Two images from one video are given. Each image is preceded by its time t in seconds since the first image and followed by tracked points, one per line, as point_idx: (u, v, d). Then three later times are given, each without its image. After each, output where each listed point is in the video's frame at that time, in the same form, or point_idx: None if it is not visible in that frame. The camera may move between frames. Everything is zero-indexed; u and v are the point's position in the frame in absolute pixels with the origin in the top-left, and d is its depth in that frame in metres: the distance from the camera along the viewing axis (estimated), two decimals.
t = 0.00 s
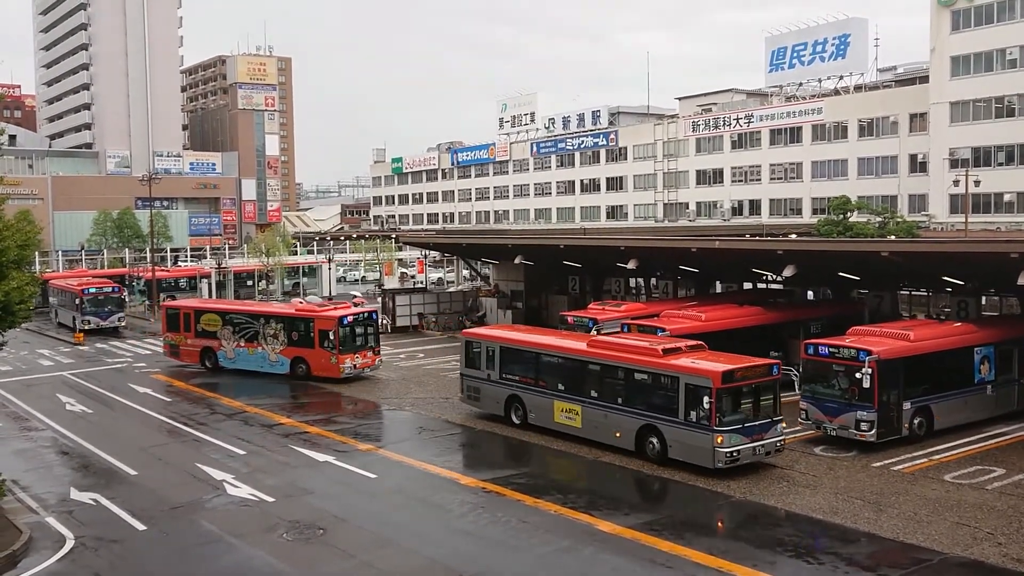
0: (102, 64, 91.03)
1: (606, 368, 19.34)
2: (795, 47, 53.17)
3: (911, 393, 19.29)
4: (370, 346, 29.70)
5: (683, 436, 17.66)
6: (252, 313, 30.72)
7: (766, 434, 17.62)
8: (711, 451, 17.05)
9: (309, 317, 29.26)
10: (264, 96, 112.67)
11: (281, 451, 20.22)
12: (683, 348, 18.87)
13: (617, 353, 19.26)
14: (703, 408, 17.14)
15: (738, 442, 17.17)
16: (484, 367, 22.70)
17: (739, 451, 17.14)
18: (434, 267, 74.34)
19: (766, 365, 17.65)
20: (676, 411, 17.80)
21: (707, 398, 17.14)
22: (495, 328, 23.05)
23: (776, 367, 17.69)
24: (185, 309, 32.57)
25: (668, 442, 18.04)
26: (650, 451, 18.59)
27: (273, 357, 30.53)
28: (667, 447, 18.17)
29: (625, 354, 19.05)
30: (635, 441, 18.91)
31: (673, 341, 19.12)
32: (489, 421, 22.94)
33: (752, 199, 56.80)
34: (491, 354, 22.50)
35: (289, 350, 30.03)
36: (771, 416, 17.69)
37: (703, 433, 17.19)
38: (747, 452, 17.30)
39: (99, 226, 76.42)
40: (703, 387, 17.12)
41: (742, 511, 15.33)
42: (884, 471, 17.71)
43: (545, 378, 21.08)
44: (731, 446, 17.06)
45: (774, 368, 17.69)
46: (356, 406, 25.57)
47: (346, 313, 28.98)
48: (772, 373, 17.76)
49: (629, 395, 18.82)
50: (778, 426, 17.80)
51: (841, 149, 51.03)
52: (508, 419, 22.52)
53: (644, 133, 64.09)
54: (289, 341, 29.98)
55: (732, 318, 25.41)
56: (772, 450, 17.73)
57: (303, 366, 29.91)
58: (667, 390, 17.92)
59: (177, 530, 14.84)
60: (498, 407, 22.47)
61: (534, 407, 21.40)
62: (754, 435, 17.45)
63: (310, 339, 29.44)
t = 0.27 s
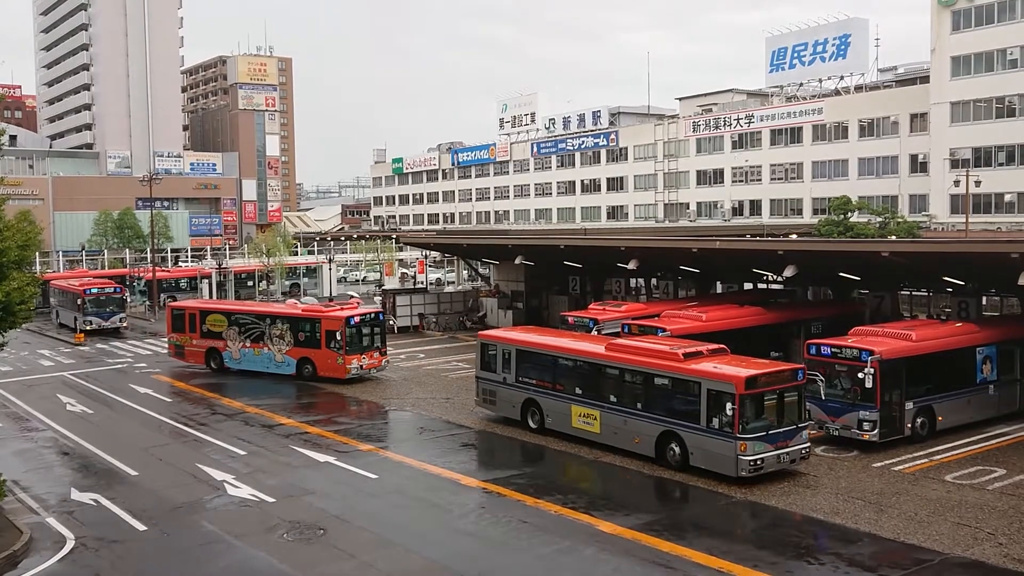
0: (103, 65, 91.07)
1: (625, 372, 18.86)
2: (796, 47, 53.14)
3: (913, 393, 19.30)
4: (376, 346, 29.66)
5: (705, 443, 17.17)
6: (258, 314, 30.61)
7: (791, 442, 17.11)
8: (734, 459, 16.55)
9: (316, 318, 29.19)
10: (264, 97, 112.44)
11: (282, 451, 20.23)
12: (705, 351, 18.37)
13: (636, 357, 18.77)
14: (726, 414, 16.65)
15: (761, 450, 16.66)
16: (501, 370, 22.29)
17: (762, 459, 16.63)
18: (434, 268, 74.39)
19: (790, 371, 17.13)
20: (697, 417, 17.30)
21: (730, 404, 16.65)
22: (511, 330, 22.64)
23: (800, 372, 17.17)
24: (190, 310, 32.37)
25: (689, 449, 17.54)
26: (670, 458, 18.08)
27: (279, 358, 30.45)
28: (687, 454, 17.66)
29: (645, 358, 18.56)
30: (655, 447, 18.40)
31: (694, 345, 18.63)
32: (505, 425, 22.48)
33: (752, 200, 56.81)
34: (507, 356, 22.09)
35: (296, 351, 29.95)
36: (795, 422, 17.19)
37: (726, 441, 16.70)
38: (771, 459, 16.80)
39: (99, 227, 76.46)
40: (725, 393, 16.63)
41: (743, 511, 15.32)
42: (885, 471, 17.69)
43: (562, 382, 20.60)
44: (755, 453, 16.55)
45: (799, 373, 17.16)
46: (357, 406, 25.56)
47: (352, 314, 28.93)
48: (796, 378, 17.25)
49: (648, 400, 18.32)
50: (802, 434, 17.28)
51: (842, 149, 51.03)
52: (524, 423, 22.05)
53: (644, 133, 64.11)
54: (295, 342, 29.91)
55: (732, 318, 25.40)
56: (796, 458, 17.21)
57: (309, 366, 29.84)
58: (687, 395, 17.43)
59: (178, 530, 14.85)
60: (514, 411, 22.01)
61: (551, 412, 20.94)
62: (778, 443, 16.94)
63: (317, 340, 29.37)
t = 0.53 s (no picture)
0: (104, 66, 91.19)
1: (645, 378, 18.34)
2: (798, 48, 53.16)
3: (915, 394, 19.29)
4: (383, 348, 29.55)
5: (728, 451, 16.60)
6: (264, 315, 30.53)
7: (817, 450, 16.48)
8: (757, 468, 15.98)
9: (323, 319, 29.11)
10: (266, 98, 113.25)
11: (283, 453, 20.25)
12: (727, 357, 17.82)
13: (655, 362, 18.23)
14: (749, 422, 16.09)
15: (786, 459, 16.07)
16: (518, 374, 21.87)
17: (788, 468, 16.02)
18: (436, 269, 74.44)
19: (817, 377, 16.52)
20: (718, 424, 16.75)
21: (753, 411, 16.07)
22: (530, 333, 22.22)
23: (827, 379, 16.55)
24: (196, 311, 32.29)
25: (711, 457, 16.97)
26: (691, 466, 17.54)
27: (286, 360, 30.37)
28: (710, 463, 17.08)
29: (666, 363, 18.02)
30: (676, 455, 17.85)
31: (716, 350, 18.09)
32: (523, 431, 22.04)
33: (754, 201, 56.81)
34: (525, 360, 21.67)
35: (303, 352, 29.87)
36: (822, 430, 16.55)
37: (749, 449, 16.11)
38: (796, 469, 16.19)
39: (101, 228, 76.57)
40: (749, 400, 16.06)
41: (745, 513, 15.31)
42: (886, 473, 17.68)
43: (581, 387, 20.11)
44: (780, 462, 15.95)
45: (826, 380, 16.55)
46: (359, 407, 25.55)
47: (360, 315, 28.84)
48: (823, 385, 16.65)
49: (669, 406, 17.79)
50: (829, 442, 16.64)
51: (843, 150, 51.02)
52: (542, 429, 21.58)
53: (646, 135, 64.12)
54: (302, 343, 29.82)
55: (733, 320, 25.38)
56: (822, 467, 16.57)
57: (316, 368, 29.76)
58: (709, 402, 16.89)
59: (180, 532, 14.86)
60: (532, 416, 21.55)
61: (569, 418, 20.45)
62: (804, 452, 16.32)
63: (324, 341, 29.29)
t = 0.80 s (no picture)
0: (105, 69, 91.25)
1: (664, 384, 17.79)
2: (798, 51, 53.19)
3: (917, 396, 19.27)
4: (388, 351, 29.47)
5: (751, 461, 16.00)
6: (269, 318, 30.49)
7: (843, 461, 15.80)
8: (782, 479, 15.37)
9: (327, 322, 29.12)
10: (266, 100, 112.20)
11: (283, 455, 20.23)
12: (751, 363, 17.23)
13: (676, 368, 17.68)
14: (773, 431, 15.50)
15: (812, 470, 15.43)
16: (535, 379, 21.37)
17: (813, 479, 15.39)
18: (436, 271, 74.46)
19: (843, 385, 15.88)
20: (741, 432, 16.16)
21: (777, 420, 15.48)
22: (547, 337, 21.73)
23: (854, 387, 15.90)
24: (200, 314, 32.26)
25: (733, 467, 16.39)
26: (712, 476, 16.95)
27: (290, 362, 30.36)
28: (731, 473, 16.50)
29: (687, 370, 17.46)
30: (697, 464, 17.28)
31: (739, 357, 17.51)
32: (539, 437, 21.53)
33: (754, 204, 56.80)
34: (542, 365, 21.17)
35: (308, 355, 29.80)
36: (849, 439, 15.88)
37: (773, 459, 15.51)
38: (822, 480, 15.53)
39: (101, 230, 76.62)
40: (773, 408, 15.48)
41: (746, 516, 15.28)
42: (886, 476, 17.66)
43: (599, 393, 19.57)
44: (805, 473, 15.33)
45: (853, 388, 15.91)
46: (360, 410, 25.53)
47: (364, 318, 28.73)
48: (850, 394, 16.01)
49: (690, 414, 17.23)
50: (856, 452, 15.96)
51: (844, 153, 51.03)
52: (559, 436, 21.06)
53: (646, 137, 64.13)
54: (306, 346, 29.77)
55: (733, 323, 25.34)
56: (850, 478, 15.88)
57: (321, 371, 29.70)
58: (731, 410, 16.31)
59: (180, 534, 14.85)
60: (549, 423, 21.04)
61: (587, 424, 19.92)
62: (829, 462, 15.67)
63: (329, 344, 29.22)
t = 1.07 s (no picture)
0: (104, 71, 91.28)
1: (683, 390, 17.28)
2: (797, 53, 53.28)
3: (917, 399, 19.27)
4: (392, 353, 29.18)
5: (770, 470, 15.48)
6: (272, 320, 30.33)
7: (868, 471, 15.18)
8: (803, 489, 14.80)
9: (331, 324, 28.89)
10: (266, 103, 113.12)
11: (283, 457, 20.23)
12: (772, 369, 16.68)
13: (695, 374, 17.15)
14: (795, 440, 14.94)
15: (835, 480, 14.84)
16: (551, 385, 20.86)
17: (836, 490, 14.79)
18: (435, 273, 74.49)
19: (867, 393, 15.32)
20: (761, 441, 15.63)
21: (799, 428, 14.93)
22: (563, 342, 21.25)
23: (878, 395, 15.35)
24: (203, 316, 32.18)
25: (753, 476, 15.85)
26: (731, 486, 16.41)
27: (294, 365, 30.21)
28: (751, 482, 15.97)
29: (706, 376, 16.94)
30: (716, 474, 16.76)
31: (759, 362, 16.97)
32: (556, 444, 21.01)
33: (753, 206, 56.81)
34: (558, 371, 20.66)
35: (312, 358, 29.68)
36: (874, 448, 15.27)
37: (795, 468, 14.96)
38: (845, 491, 14.92)
39: (100, 232, 76.63)
40: (795, 416, 14.93)
41: (746, 518, 15.26)
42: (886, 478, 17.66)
43: (615, 399, 19.05)
44: (827, 483, 14.75)
45: (877, 395, 15.34)
46: (359, 413, 25.50)
47: (368, 320, 28.51)
48: (875, 401, 15.42)
49: (708, 421, 16.71)
50: (881, 462, 15.34)
51: (843, 155, 51.05)
52: (575, 442, 20.53)
53: (645, 140, 64.16)
54: (310, 349, 29.66)
55: (733, 325, 25.32)
56: (874, 489, 15.24)
57: (325, 373, 29.55)
58: (751, 418, 15.80)
59: (179, 536, 14.84)
60: (565, 429, 20.53)
61: (604, 431, 19.41)
62: (853, 472, 15.05)
63: (332, 347, 29.07)
